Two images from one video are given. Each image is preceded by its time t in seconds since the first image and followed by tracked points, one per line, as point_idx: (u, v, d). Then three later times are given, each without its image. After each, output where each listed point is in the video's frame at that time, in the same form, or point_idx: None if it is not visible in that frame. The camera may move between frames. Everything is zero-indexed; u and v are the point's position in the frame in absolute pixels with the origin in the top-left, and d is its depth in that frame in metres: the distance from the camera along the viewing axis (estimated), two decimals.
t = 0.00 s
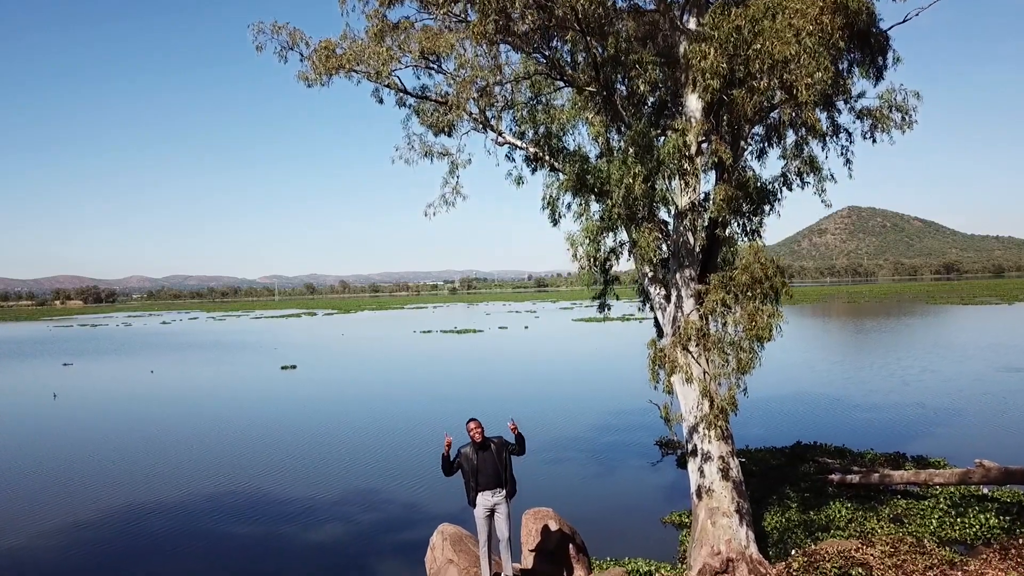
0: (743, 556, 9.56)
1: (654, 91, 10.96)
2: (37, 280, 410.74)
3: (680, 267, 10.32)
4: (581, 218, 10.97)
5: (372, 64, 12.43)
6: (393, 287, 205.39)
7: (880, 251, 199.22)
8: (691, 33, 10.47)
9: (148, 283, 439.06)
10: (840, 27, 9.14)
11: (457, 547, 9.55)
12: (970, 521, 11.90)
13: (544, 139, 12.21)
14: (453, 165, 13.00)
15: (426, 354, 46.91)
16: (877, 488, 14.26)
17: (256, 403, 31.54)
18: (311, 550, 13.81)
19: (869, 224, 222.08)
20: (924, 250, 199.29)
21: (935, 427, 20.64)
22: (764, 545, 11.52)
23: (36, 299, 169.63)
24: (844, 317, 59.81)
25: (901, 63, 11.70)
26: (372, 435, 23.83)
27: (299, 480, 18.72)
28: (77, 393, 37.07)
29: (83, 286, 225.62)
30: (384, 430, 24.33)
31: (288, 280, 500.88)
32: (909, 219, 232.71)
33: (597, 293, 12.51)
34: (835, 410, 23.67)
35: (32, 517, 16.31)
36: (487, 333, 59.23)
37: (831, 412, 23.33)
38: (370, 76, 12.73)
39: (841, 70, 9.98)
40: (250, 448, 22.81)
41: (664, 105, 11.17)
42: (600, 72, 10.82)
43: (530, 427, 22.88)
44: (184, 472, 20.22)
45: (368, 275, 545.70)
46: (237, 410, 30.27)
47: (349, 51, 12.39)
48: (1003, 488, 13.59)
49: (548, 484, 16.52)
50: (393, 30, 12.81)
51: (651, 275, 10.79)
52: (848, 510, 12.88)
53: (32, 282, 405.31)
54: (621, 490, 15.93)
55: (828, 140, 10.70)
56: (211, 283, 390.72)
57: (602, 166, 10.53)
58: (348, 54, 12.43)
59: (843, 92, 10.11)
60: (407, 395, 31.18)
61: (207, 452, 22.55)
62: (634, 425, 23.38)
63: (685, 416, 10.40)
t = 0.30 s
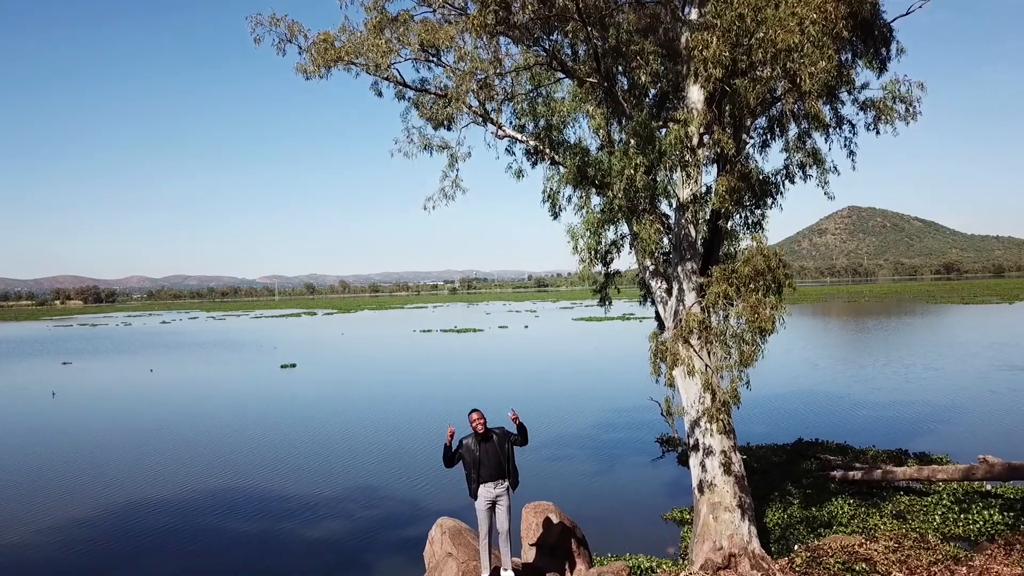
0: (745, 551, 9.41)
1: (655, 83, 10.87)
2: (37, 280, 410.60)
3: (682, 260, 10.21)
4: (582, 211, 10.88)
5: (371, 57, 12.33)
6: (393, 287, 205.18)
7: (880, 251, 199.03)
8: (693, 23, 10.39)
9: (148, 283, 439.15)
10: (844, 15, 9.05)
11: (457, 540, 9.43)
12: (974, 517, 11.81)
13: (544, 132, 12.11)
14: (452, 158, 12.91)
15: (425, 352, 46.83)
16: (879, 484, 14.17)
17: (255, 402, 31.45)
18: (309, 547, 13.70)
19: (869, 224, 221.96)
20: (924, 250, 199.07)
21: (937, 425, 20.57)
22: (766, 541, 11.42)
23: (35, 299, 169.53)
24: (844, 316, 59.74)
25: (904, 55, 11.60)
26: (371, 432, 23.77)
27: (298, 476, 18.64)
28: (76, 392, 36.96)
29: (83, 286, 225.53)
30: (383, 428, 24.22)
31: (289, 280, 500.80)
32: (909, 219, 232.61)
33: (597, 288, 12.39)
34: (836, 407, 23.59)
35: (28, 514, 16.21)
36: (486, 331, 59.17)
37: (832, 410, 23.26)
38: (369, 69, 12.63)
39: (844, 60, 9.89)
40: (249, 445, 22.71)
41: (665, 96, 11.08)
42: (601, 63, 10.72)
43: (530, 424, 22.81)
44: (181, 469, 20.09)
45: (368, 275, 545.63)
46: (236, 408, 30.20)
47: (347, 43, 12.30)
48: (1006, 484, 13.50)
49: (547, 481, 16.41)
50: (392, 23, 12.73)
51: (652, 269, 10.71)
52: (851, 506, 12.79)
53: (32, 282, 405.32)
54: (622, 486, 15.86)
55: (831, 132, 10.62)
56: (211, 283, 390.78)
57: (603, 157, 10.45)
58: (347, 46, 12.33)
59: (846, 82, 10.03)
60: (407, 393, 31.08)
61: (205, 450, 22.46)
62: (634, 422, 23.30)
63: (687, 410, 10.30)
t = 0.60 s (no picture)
0: (747, 547, 9.30)
1: (656, 75, 10.76)
2: (37, 280, 410.54)
3: (683, 254, 10.11)
4: (582, 204, 10.77)
5: (369, 50, 12.21)
6: (392, 287, 204.96)
7: (880, 251, 198.84)
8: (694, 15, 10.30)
9: (148, 283, 439.03)
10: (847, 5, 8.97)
11: (455, 534, 9.32)
12: (977, 513, 11.72)
13: (544, 126, 12.00)
14: (451, 152, 12.79)
15: (425, 352, 46.74)
16: (881, 482, 14.09)
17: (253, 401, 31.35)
18: (308, 544, 13.61)
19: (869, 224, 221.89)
20: (924, 250, 198.85)
21: (937, 423, 20.51)
22: (768, 537, 11.34)
23: (35, 299, 169.37)
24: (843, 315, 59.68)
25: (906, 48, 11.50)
26: (370, 430, 23.69)
27: (297, 474, 18.57)
28: (74, 391, 36.83)
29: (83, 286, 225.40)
30: (382, 427, 24.12)
31: (289, 280, 500.49)
32: (909, 219, 232.50)
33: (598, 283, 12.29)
34: (836, 406, 23.53)
35: (25, 511, 16.11)
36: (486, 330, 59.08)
37: (832, 408, 23.19)
38: (368, 62, 12.52)
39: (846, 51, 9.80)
40: (248, 444, 22.62)
41: (666, 89, 10.98)
42: (601, 55, 10.60)
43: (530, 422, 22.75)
44: (180, 466, 19.98)
45: (368, 275, 545.34)
46: (235, 406, 30.11)
47: (346, 36, 12.17)
48: (1009, 481, 13.41)
49: (548, 478, 16.31)
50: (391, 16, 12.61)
51: (653, 263, 10.60)
52: (853, 503, 12.70)
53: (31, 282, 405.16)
54: (622, 484, 15.78)
55: (834, 125, 10.54)
56: (211, 283, 390.69)
57: (603, 150, 10.35)
58: (345, 39, 12.20)
59: (848, 74, 9.95)
60: (406, 392, 31.00)
61: (203, 448, 22.37)
62: (634, 420, 23.23)
63: (688, 404, 10.20)
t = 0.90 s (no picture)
0: (749, 543, 9.22)
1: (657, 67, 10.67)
2: (37, 280, 410.53)
3: (684, 247, 10.02)
4: (582, 197, 10.68)
5: (368, 43, 12.11)
6: (392, 287, 204.82)
7: (880, 252, 198.69)
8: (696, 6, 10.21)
9: (148, 282, 439.14)
10: None
11: (454, 529, 9.20)
12: (981, 510, 11.62)
13: (544, 120, 11.90)
14: (450, 146, 12.71)
15: (425, 351, 46.65)
16: (883, 478, 13.99)
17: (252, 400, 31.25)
18: (306, 541, 13.51)
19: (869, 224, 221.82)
20: (924, 250, 198.60)
21: (938, 421, 20.45)
22: (769, 534, 11.25)
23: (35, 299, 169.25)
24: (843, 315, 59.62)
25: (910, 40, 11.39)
26: (370, 429, 23.61)
27: (296, 471, 18.49)
28: (73, 390, 36.70)
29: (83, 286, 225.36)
30: (381, 425, 24.03)
31: (289, 280, 501.05)
32: (909, 219, 232.42)
33: (598, 278, 12.18)
34: (837, 404, 23.46)
35: (21, 509, 16.01)
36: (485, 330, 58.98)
37: (833, 407, 23.11)
38: (366, 56, 12.42)
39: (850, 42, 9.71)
40: (246, 442, 22.54)
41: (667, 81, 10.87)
42: (602, 47, 10.50)
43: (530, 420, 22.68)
44: (178, 464, 19.90)
45: (368, 275, 545.46)
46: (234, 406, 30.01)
47: (345, 29, 12.06)
48: (1012, 478, 13.32)
49: (547, 476, 16.21)
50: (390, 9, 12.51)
51: (653, 257, 10.50)
52: (855, 500, 12.61)
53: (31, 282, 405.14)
54: (622, 482, 15.71)
55: (836, 117, 10.45)
56: (211, 283, 390.72)
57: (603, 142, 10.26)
58: (344, 33, 12.09)
59: (850, 65, 9.88)
60: (406, 392, 30.91)
61: (201, 447, 22.27)
62: (634, 418, 23.16)
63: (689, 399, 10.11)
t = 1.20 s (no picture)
0: (750, 540, 9.12)
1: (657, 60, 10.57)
2: (38, 280, 410.68)
3: (685, 241, 9.92)
4: (582, 191, 10.59)
5: (366, 36, 11.99)
6: (392, 287, 204.57)
7: (880, 252, 198.64)
8: None
9: (147, 282, 438.91)
10: None
11: (451, 524, 9.11)
12: (983, 507, 11.51)
13: (544, 114, 11.78)
14: (449, 140, 12.62)
15: (425, 350, 46.58)
16: (885, 476, 13.90)
17: (251, 399, 31.15)
18: (303, 539, 13.43)
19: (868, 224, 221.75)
20: (924, 250, 198.51)
21: (940, 419, 20.38)
22: (771, 531, 11.16)
23: (35, 299, 169.05)
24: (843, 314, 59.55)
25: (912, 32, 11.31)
26: (369, 427, 23.53)
27: (294, 469, 18.41)
28: (72, 389, 36.60)
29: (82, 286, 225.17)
30: (380, 424, 23.93)
31: (289, 280, 500.95)
32: (909, 219, 232.32)
33: (597, 274, 12.07)
34: (837, 403, 23.40)
35: (17, 506, 15.93)
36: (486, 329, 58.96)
37: (833, 405, 23.07)
38: (364, 49, 12.32)
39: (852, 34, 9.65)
40: (245, 441, 22.45)
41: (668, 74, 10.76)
42: (603, 39, 10.38)
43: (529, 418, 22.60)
44: (176, 462, 19.82)
45: (368, 275, 545.28)
46: (233, 404, 29.92)
47: (343, 22, 11.94)
48: (1015, 476, 13.22)
49: (546, 474, 16.10)
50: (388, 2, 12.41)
51: (653, 251, 10.40)
52: (857, 497, 12.52)
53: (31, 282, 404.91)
54: (622, 479, 15.63)
55: (839, 110, 10.38)
56: (211, 283, 390.65)
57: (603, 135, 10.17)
58: (342, 26, 11.97)
59: (852, 58, 9.82)
60: (406, 391, 30.86)
61: (199, 445, 22.19)
62: (634, 415, 23.10)
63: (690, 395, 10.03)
